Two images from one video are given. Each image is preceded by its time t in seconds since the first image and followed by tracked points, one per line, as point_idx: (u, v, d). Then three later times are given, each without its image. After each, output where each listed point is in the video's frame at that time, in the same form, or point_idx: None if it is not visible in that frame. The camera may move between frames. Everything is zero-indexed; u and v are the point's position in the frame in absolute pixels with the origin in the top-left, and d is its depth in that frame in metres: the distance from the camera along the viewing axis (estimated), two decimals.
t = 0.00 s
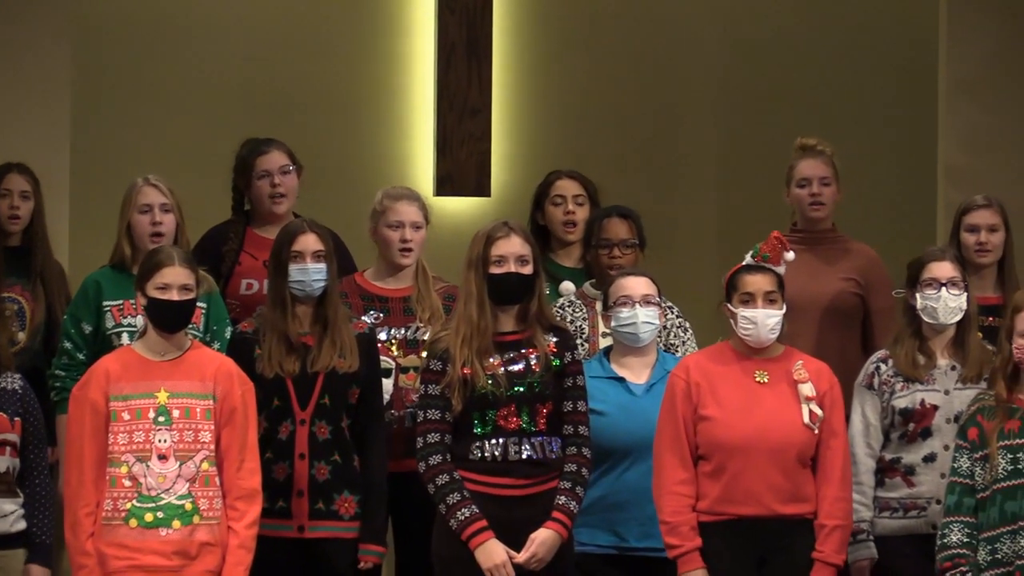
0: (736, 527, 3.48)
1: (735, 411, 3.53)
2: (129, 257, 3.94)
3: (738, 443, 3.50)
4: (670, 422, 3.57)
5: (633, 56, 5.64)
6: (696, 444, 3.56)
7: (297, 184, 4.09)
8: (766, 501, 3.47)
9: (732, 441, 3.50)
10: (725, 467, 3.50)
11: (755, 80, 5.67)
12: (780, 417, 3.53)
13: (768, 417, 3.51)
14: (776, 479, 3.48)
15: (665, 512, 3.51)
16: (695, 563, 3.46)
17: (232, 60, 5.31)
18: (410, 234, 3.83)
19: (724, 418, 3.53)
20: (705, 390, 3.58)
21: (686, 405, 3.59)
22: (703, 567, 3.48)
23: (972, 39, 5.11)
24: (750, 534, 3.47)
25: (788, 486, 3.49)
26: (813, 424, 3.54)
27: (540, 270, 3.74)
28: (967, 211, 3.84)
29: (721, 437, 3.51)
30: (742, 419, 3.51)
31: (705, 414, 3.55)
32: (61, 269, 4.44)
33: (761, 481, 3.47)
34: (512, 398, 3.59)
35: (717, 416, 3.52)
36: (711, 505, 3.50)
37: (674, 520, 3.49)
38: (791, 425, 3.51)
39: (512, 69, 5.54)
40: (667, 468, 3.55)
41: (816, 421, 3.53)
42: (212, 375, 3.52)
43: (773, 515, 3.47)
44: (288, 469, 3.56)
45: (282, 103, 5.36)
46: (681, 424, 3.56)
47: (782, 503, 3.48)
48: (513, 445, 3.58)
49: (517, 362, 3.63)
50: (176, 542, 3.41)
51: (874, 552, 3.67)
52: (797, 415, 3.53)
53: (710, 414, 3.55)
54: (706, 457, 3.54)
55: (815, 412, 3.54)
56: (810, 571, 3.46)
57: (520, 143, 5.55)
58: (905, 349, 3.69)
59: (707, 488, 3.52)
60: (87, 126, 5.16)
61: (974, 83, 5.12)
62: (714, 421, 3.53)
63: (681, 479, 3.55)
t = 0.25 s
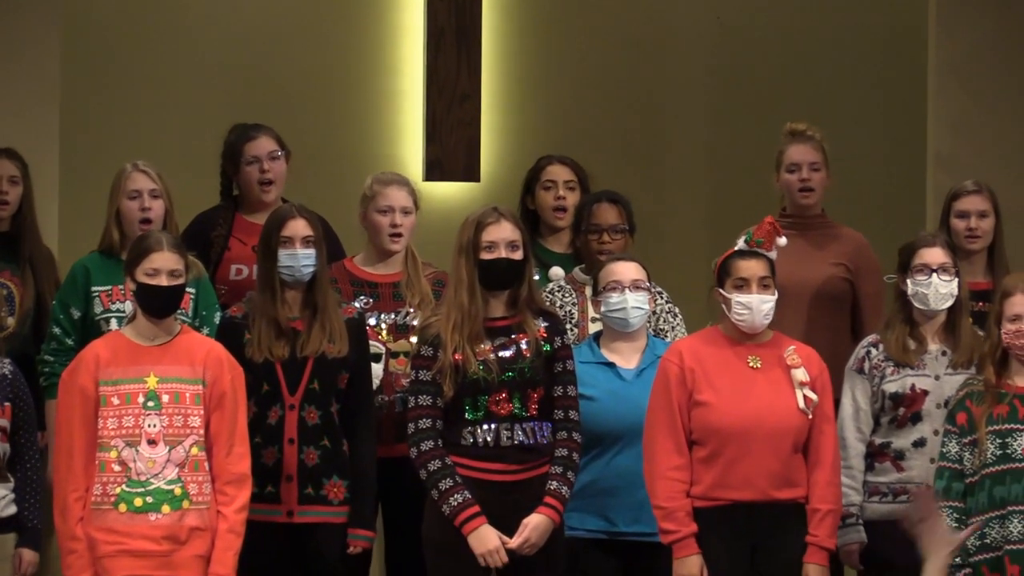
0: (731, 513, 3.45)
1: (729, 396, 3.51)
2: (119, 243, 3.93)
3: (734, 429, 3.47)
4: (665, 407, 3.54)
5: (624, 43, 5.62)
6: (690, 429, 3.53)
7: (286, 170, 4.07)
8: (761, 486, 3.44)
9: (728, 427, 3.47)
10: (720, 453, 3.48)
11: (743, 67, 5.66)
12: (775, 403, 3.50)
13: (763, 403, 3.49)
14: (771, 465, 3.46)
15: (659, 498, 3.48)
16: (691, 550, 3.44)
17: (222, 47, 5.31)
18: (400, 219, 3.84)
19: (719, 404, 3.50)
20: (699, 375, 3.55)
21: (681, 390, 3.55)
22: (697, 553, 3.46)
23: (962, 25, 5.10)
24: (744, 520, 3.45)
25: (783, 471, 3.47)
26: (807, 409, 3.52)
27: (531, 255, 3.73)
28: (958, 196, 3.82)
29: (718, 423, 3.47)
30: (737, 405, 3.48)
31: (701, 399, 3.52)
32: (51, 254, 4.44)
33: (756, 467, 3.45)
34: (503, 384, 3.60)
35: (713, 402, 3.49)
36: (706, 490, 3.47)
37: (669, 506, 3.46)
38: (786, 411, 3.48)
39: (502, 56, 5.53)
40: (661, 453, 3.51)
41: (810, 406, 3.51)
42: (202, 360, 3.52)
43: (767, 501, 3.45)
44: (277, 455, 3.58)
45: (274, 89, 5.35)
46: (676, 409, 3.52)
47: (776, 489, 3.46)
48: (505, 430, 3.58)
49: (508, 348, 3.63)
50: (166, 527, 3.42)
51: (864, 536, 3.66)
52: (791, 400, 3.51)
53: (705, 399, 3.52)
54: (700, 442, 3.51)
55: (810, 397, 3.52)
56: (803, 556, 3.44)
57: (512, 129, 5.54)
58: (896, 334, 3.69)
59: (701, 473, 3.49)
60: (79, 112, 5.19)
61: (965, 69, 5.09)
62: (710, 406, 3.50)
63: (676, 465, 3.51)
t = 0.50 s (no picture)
0: (733, 510, 3.42)
1: (731, 390, 3.47)
2: (115, 238, 3.94)
3: (737, 423, 3.43)
4: (665, 401, 3.50)
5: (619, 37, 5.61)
6: (690, 424, 3.50)
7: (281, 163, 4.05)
8: (763, 481, 3.41)
9: (731, 421, 3.44)
10: (723, 448, 3.44)
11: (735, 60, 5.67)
12: (775, 398, 3.47)
13: (763, 397, 3.46)
14: (773, 460, 3.43)
15: (661, 493, 3.43)
16: (694, 545, 3.39)
17: (217, 40, 5.30)
18: (395, 213, 3.83)
19: (721, 398, 3.46)
20: (700, 369, 3.51)
21: (681, 384, 3.51)
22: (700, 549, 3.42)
23: (956, 18, 5.09)
24: (744, 514, 3.42)
25: (783, 466, 3.45)
26: (806, 403, 3.50)
27: (528, 249, 3.71)
28: (952, 190, 3.82)
29: (720, 417, 3.44)
30: (739, 399, 3.45)
31: (702, 393, 3.48)
32: (46, 248, 4.43)
33: (757, 461, 3.42)
34: (503, 378, 3.58)
35: (714, 396, 3.45)
36: (708, 486, 3.43)
37: (672, 501, 3.42)
38: (786, 406, 3.45)
39: (499, 50, 5.53)
40: (662, 448, 3.48)
41: (809, 400, 3.49)
42: (198, 354, 3.52)
43: (768, 495, 3.43)
44: (271, 450, 3.59)
45: (269, 83, 5.36)
46: (677, 404, 3.48)
47: (777, 483, 3.44)
48: (504, 426, 3.56)
49: (505, 343, 3.61)
50: (161, 521, 3.42)
51: (859, 531, 3.65)
52: (791, 395, 3.48)
53: (706, 394, 3.48)
54: (701, 437, 3.48)
55: (809, 391, 3.50)
56: (802, 551, 3.43)
57: (507, 125, 5.53)
58: (892, 329, 3.68)
59: (702, 468, 3.46)
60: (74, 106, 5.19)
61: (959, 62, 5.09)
62: (711, 401, 3.46)
63: (677, 460, 3.47)
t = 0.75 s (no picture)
0: (720, 508, 3.41)
1: (719, 388, 3.46)
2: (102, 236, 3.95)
3: (726, 421, 3.43)
4: (654, 399, 3.49)
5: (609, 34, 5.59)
6: (678, 421, 3.49)
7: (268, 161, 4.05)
8: (751, 478, 3.41)
9: (720, 418, 3.43)
10: (711, 445, 3.43)
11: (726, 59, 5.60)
12: (763, 396, 3.46)
13: (752, 395, 3.45)
14: (760, 457, 3.43)
15: (650, 491, 3.42)
16: (682, 543, 3.38)
17: (207, 38, 5.31)
18: (383, 211, 3.84)
19: (709, 395, 3.45)
20: (688, 367, 3.50)
21: (669, 381, 3.50)
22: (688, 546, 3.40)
23: (944, 16, 5.09)
24: (733, 512, 3.42)
25: (771, 463, 3.44)
26: (794, 401, 3.49)
27: (519, 247, 3.67)
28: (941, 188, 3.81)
29: (708, 414, 3.43)
30: (727, 397, 3.44)
31: (690, 391, 3.47)
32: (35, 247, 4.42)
33: (746, 458, 3.41)
34: (492, 375, 3.55)
35: (703, 394, 3.44)
36: (697, 483, 3.42)
37: (660, 498, 3.40)
38: (774, 403, 3.45)
39: (487, 48, 5.50)
40: (651, 445, 3.46)
41: (797, 398, 3.48)
42: (186, 352, 3.53)
43: (756, 492, 3.42)
44: (259, 447, 3.61)
45: (259, 80, 5.35)
46: (665, 401, 3.48)
47: (765, 481, 3.43)
48: (493, 423, 3.54)
49: (495, 340, 3.58)
50: (150, 518, 3.43)
51: (848, 528, 3.63)
52: (780, 392, 3.48)
53: (694, 391, 3.47)
54: (689, 434, 3.47)
55: (797, 388, 3.49)
56: (790, 548, 3.42)
57: (497, 122, 5.51)
58: (880, 327, 3.68)
59: (690, 466, 3.45)
60: (66, 104, 5.20)
61: (949, 60, 5.09)
62: (700, 398, 3.45)
63: (666, 458, 3.46)
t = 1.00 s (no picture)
0: (687, 504, 3.42)
1: (689, 385, 3.47)
2: (74, 232, 3.93)
3: (694, 418, 3.43)
4: (624, 396, 3.50)
5: (585, 30, 5.55)
6: (649, 418, 3.49)
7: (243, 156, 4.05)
8: (720, 475, 3.41)
9: (688, 416, 3.43)
10: (682, 441, 3.44)
11: (704, 54, 5.56)
12: (734, 393, 3.47)
13: (723, 392, 3.45)
14: (731, 454, 3.43)
15: (620, 488, 3.43)
16: (650, 539, 3.39)
17: (187, 37, 5.32)
18: (356, 206, 3.83)
19: (679, 393, 3.46)
20: (658, 363, 3.51)
21: (639, 378, 3.50)
22: (657, 543, 3.42)
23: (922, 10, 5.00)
24: (702, 508, 3.42)
25: (742, 460, 3.45)
26: (766, 397, 3.49)
27: (494, 244, 3.66)
28: (914, 183, 3.80)
29: (677, 412, 3.43)
30: (697, 393, 3.45)
31: (660, 388, 3.47)
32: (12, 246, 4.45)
33: (716, 455, 3.42)
34: (466, 372, 3.54)
35: (673, 390, 3.45)
36: (666, 480, 3.43)
37: (629, 495, 3.41)
38: (746, 400, 3.45)
39: (465, 45, 5.49)
40: (622, 442, 3.47)
41: (769, 394, 3.49)
42: (161, 348, 3.53)
43: (725, 489, 3.43)
44: (234, 444, 3.60)
45: (239, 79, 5.36)
46: (636, 398, 3.48)
47: (735, 477, 3.44)
48: (467, 420, 3.53)
49: (470, 337, 3.57)
50: (124, 514, 3.43)
51: (825, 526, 3.61)
52: (751, 389, 3.48)
53: (664, 388, 3.47)
54: (659, 431, 3.47)
55: (768, 385, 3.50)
56: (763, 546, 3.42)
57: (474, 120, 5.50)
58: (853, 324, 3.67)
59: (661, 462, 3.46)
60: (50, 104, 5.24)
61: (927, 55, 5.00)
62: (670, 395, 3.46)
63: (637, 454, 3.47)
